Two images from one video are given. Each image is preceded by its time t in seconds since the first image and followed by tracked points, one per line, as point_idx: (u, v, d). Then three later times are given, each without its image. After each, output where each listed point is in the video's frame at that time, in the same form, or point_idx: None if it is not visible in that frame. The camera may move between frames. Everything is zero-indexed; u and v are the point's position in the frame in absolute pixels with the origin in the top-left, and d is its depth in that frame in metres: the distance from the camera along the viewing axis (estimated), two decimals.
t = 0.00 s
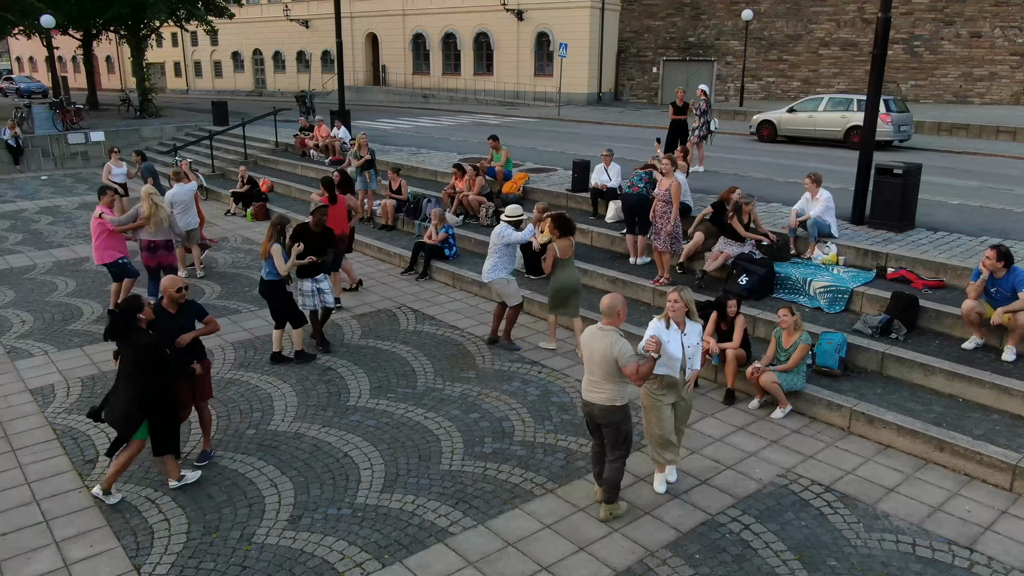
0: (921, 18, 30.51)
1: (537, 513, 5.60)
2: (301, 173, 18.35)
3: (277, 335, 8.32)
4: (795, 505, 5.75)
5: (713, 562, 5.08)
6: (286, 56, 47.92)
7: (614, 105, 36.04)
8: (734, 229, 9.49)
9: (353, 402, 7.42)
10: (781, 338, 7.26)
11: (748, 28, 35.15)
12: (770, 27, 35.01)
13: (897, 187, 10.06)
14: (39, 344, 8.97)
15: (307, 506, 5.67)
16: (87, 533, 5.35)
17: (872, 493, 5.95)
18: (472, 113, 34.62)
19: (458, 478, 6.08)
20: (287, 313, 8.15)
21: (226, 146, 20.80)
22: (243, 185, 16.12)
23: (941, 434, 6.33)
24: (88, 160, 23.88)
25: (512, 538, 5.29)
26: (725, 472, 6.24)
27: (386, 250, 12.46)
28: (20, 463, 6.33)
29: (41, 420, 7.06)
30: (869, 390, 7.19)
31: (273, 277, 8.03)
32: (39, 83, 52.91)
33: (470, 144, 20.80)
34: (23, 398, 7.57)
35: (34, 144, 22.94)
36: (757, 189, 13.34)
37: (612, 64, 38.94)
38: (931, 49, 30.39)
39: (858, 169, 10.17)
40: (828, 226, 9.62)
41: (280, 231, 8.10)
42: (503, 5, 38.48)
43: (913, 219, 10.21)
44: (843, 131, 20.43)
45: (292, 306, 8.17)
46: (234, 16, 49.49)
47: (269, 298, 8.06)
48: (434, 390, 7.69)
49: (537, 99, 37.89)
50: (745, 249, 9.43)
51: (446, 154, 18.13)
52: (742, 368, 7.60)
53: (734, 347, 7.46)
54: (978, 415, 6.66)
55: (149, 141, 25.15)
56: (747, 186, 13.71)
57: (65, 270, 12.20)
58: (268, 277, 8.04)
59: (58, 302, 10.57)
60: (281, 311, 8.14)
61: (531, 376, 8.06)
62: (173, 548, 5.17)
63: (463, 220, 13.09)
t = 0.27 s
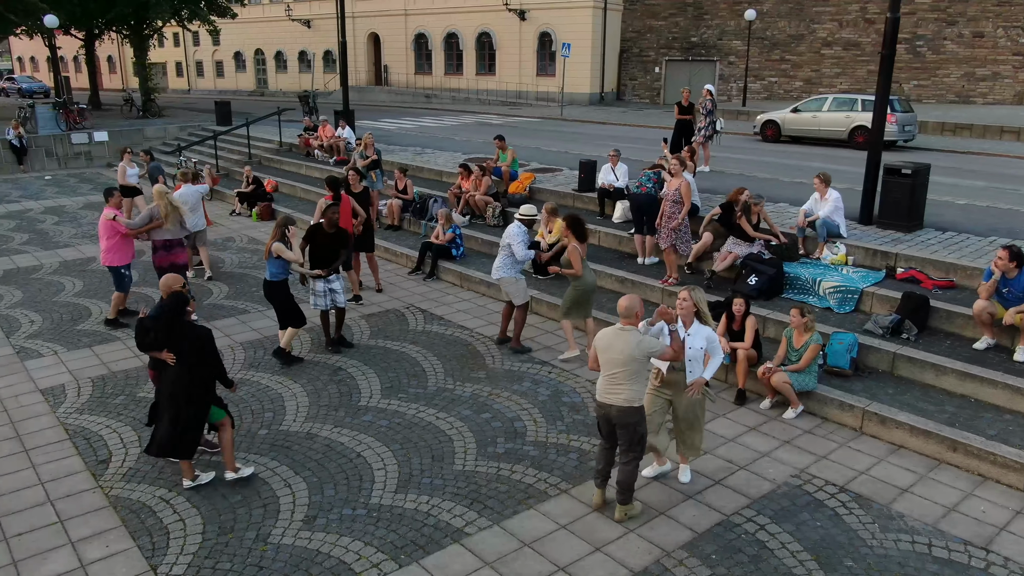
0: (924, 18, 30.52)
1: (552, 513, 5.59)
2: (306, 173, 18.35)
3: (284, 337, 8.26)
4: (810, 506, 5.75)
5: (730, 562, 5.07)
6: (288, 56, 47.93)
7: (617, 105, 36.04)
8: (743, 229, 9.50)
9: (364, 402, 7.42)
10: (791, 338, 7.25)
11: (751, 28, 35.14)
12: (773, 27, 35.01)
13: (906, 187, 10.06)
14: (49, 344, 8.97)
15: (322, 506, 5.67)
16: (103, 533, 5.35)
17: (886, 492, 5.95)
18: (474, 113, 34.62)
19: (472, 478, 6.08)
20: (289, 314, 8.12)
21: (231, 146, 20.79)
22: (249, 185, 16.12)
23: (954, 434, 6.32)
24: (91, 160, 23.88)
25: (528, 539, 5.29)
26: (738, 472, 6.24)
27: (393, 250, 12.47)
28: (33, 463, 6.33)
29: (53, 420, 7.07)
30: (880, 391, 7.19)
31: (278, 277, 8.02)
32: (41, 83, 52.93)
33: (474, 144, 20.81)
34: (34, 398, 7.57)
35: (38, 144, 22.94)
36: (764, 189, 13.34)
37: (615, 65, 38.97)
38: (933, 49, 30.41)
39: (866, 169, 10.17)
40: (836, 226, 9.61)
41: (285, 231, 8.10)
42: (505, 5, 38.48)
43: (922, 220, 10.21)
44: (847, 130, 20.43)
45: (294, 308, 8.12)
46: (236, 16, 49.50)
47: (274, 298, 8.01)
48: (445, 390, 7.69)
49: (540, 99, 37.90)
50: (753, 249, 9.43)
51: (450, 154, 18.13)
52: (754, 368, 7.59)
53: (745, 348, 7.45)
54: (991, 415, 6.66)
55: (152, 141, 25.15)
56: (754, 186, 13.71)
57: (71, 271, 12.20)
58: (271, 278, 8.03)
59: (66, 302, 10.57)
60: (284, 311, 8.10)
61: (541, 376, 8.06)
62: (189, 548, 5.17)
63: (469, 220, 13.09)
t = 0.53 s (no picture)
0: (927, 18, 30.52)
1: (568, 514, 5.59)
2: (311, 173, 18.34)
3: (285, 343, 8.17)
4: (826, 507, 5.74)
5: (748, 563, 5.07)
6: (290, 56, 47.91)
7: (619, 105, 36.03)
8: (753, 229, 9.52)
9: (376, 402, 7.42)
10: (803, 338, 7.26)
11: (754, 28, 35.11)
12: (775, 27, 34.99)
13: (915, 187, 10.06)
14: (59, 344, 8.97)
15: (338, 507, 5.66)
16: (120, 533, 5.34)
17: (902, 493, 5.94)
18: (477, 113, 34.60)
19: (487, 479, 6.07)
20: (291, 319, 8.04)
21: (235, 146, 20.79)
22: (254, 185, 16.11)
23: (969, 435, 6.31)
24: (95, 160, 23.86)
25: (545, 539, 5.28)
26: (753, 472, 6.23)
27: (400, 250, 12.46)
28: (46, 464, 6.32)
29: (65, 421, 7.06)
30: (893, 391, 7.18)
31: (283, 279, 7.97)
32: (43, 83, 52.91)
33: (479, 144, 20.81)
34: (46, 398, 7.55)
35: (41, 144, 22.93)
36: (771, 189, 13.33)
37: (617, 65, 38.97)
38: (936, 49, 30.39)
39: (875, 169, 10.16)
40: (846, 226, 9.61)
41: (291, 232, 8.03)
42: (508, 5, 38.47)
43: (931, 220, 10.20)
44: (852, 130, 20.40)
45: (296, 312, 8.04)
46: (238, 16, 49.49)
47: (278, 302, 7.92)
48: (456, 391, 7.69)
49: (542, 99, 37.88)
50: (763, 249, 9.45)
51: (455, 154, 18.12)
52: (765, 368, 7.57)
53: (757, 348, 7.43)
54: (1006, 416, 6.65)
55: (156, 141, 25.14)
56: (761, 186, 13.70)
57: (79, 271, 12.19)
58: (279, 278, 8.00)
59: (74, 302, 10.56)
60: (285, 315, 8.02)
61: (552, 376, 8.06)
62: (207, 549, 5.16)
63: (476, 220, 13.08)
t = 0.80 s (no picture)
0: (930, 17, 30.50)
1: (585, 514, 5.58)
2: (316, 173, 18.33)
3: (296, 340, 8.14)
4: (842, 507, 5.74)
5: (767, 563, 5.06)
6: (292, 56, 47.88)
7: (622, 105, 36.01)
8: (762, 229, 9.52)
9: (389, 403, 7.41)
10: (814, 338, 7.19)
11: (757, 28, 35.09)
12: (778, 27, 34.98)
13: (925, 187, 10.05)
14: (69, 344, 8.96)
15: (354, 507, 5.65)
16: (136, 534, 5.33)
17: (918, 494, 5.93)
18: (480, 113, 34.60)
19: (502, 479, 6.06)
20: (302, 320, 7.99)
21: (240, 146, 20.77)
22: (260, 185, 16.10)
23: (985, 435, 6.30)
24: (99, 160, 23.86)
25: (562, 540, 5.28)
26: (769, 473, 6.22)
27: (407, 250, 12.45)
28: (61, 464, 6.32)
29: (78, 421, 7.06)
30: (907, 391, 7.17)
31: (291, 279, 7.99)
32: (45, 83, 52.88)
33: (483, 144, 20.80)
34: (58, 398, 7.55)
35: (45, 144, 22.92)
36: (778, 189, 13.32)
37: (620, 65, 38.98)
38: (939, 48, 30.39)
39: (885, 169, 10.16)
40: (856, 226, 9.60)
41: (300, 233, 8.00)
42: (510, 5, 38.46)
43: (941, 220, 10.19)
44: (857, 130, 20.38)
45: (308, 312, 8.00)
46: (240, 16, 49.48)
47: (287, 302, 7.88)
48: (469, 391, 7.68)
49: (545, 99, 37.87)
50: (773, 249, 9.44)
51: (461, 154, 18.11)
52: (778, 368, 7.56)
53: (770, 348, 7.42)
54: (1020, 417, 6.64)
55: (160, 141, 25.13)
56: (768, 186, 13.70)
57: (86, 271, 12.19)
58: (288, 278, 8.00)
59: (82, 302, 10.55)
60: (295, 316, 8.00)
61: (564, 376, 8.05)
62: (224, 550, 5.16)
63: (484, 220, 13.07)
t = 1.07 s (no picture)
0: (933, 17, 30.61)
1: (602, 515, 5.57)
2: (321, 173, 18.32)
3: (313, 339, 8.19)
4: (861, 508, 5.73)
5: (787, 564, 5.05)
6: (294, 56, 47.86)
7: (625, 105, 35.99)
8: (773, 229, 9.50)
9: (402, 403, 7.39)
10: (829, 337, 7.22)
11: (760, 28, 35.05)
12: (781, 27, 34.96)
13: (936, 187, 10.04)
14: (79, 344, 8.95)
15: (371, 508, 5.64)
16: (153, 536, 5.32)
17: (935, 495, 5.93)
18: (483, 113, 34.58)
19: (518, 480, 6.05)
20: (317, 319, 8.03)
21: (244, 146, 20.75)
22: (265, 185, 16.09)
23: (1001, 436, 6.29)
24: (103, 160, 23.84)
25: (581, 541, 5.27)
26: (785, 474, 6.21)
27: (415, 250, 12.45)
28: (76, 464, 6.31)
29: (92, 421, 7.05)
30: (921, 392, 7.16)
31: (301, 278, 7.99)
32: (47, 83, 52.82)
33: (488, 144, 20.79)
34: (70, 399, 7.54)
35: (49, 144, 22.91)
36: (786, 189, 13.31)
37: (623, 64, 38.99)
38: (942, 49, 30.40)
39: (895, 169, 10.15)
40: (867, 226, 9.59)
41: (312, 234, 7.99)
42: (513, 5, 38.43)
43: (951, 220, 10.18)
44: (862, 130, 20.33)
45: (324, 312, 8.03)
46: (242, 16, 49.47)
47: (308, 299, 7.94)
48: (481, 392, 7.67)
49: (548, 99, 37.85)
50: (784, 249, 9.43)
51: (466, 154, 18.10)
52: (792, 368, 7.55)
53: (785, 348, 7.39)
54: None
55: (163, 141, 25.11)
56: (775, 186, 13.68)
57: (94, 271, 12.18)
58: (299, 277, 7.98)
59: (91, 302, 10.54)
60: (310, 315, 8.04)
61: (576, 377, 8.04)
62: (242, 551, 5.14)
63: (491, 220, 13.05)
